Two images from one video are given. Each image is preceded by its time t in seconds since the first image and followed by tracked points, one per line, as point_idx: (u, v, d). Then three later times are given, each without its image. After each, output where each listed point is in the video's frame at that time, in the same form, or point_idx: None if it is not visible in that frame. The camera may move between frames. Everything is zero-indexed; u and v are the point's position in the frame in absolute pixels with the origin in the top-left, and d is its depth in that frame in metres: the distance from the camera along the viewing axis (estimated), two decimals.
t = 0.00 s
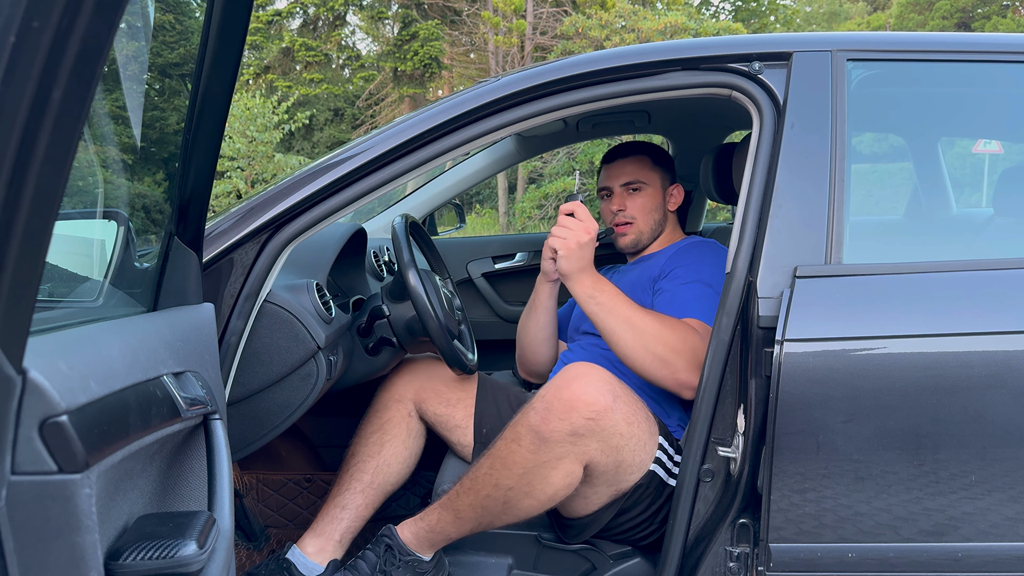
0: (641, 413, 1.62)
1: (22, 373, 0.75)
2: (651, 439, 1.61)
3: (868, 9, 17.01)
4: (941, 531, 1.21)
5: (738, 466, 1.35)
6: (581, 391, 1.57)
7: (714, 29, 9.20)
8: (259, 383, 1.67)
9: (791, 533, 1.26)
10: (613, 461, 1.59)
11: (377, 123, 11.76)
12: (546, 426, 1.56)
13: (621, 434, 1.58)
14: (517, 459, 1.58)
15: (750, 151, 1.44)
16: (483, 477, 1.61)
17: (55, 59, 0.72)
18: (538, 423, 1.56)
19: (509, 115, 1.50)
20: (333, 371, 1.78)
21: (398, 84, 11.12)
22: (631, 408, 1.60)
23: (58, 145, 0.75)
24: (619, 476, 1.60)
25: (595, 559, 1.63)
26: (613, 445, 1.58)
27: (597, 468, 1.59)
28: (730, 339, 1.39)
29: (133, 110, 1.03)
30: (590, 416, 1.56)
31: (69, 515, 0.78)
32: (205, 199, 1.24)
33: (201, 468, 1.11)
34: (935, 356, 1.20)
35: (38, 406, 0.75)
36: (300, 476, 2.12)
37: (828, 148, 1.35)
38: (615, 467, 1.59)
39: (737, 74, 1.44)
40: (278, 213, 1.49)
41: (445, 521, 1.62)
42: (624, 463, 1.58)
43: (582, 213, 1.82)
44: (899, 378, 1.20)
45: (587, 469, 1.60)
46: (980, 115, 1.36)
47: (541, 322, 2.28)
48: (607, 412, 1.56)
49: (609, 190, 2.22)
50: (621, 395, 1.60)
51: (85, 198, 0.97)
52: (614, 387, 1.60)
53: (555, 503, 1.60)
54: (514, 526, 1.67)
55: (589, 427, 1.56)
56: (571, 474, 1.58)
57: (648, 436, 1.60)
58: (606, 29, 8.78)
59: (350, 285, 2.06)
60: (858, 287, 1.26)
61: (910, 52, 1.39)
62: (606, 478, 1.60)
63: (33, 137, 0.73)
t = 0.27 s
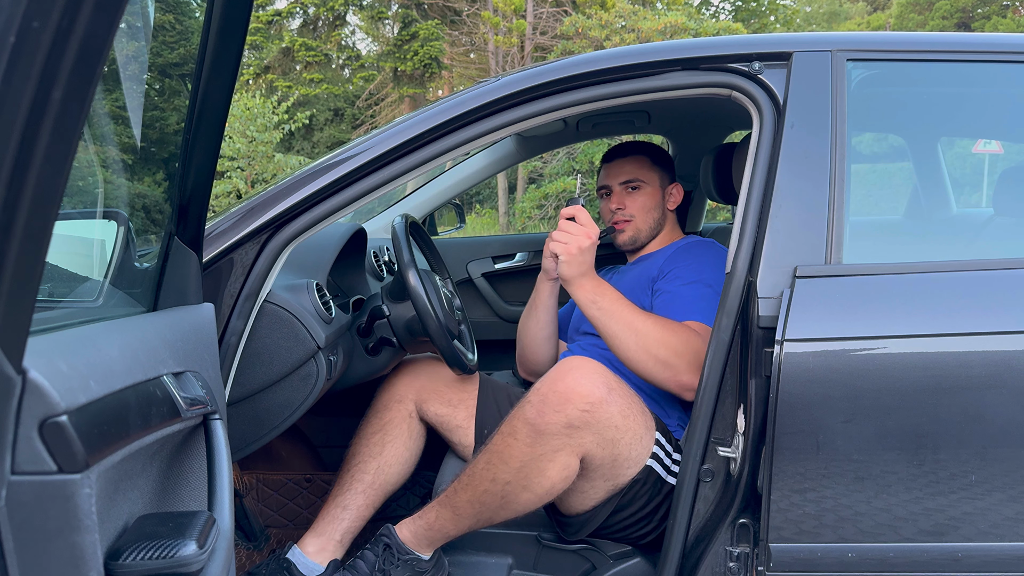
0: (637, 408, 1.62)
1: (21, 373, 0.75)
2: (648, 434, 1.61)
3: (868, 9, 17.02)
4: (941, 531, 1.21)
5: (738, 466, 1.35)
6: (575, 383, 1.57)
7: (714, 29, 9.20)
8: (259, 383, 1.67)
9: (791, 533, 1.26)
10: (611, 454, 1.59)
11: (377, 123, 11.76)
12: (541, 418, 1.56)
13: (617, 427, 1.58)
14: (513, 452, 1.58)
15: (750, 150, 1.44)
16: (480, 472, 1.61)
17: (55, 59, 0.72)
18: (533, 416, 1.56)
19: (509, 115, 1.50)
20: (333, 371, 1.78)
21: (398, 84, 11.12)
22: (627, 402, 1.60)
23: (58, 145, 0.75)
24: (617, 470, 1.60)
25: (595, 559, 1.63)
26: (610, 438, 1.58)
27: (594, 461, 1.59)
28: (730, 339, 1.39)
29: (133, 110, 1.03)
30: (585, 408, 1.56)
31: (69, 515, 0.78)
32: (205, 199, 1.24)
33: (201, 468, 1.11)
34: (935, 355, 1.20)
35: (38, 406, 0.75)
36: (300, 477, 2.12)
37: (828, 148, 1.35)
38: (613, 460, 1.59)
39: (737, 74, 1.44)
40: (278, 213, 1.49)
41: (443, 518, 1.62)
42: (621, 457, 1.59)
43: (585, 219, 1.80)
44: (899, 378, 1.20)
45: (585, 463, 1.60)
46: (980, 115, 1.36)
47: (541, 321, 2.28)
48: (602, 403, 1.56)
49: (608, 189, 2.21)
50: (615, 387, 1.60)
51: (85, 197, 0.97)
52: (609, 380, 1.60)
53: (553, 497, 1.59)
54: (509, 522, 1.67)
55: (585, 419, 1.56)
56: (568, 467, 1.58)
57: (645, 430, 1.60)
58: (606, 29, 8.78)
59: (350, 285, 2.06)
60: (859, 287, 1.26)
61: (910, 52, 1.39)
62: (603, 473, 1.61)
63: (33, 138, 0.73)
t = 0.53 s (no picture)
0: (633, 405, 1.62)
1: (22, 373, 0.75)
2: (647, 428, 1.61)
3: (868, 9, 17.01)
4: (941, 531, 1.21)
5: (738, 466, 1.35)
6: (574, 376, 1.56)
7: (714, 29, 9.20)
8: (259, 383, 1.67)
9: (791, 533, 1.26)
10: (610, 447, 1.59)
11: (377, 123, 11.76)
12: (541, 413, 1.56)
13: (617, 420, 1.58)
14: (513, 449, 1.58)
15: (750, 150, 1.44)
16: (480, 469, 1.61)
17: (55, 59, 0.72)
18: (533, 411, 1.56)
19: (509, 115, 1.50)
20: (333, 371, 1.78)
21: (398, 84, 11.12)
22: (626, 395, 1.60)
23: (58, 145, 0.75)
24: (617, 465, 1.61)
25: (595, 559, 1.63)
26: (609, 431, 1.58)
27: (594, 455, 1.59)
28: (730, 339, 1.38)
29: (133, 110, 1.03)
30: (584, 401, 1.56)
31: (69, 516, 0.78)
32: (206, 199, 1.24)
33: (201, 468, 1.11)
34: (935, 355, 1.20)
35: (38, 406, 0.75)
36: (300, 476, 2.12)
37: (828, 148, 1.35)
38: (613, 454, 1.59)
39: (737, 74, 1.44)
40: (278, 213, 1.49)
41: (444, 516, 1.62)
42: (621, 450, 1.59)
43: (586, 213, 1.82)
44: (899, 378, 1.20)
45: (585, 457, 1.60)
46: (980, 115, 1.36)
47: (540, 320, 2.28)
48: (601, 396, 1.56)
49: (607, 190, 2.21)
50: (613, 380, 1.60)
51: (85, 197, 0.97)
52: (608, 373, 1.61)
53: (553, 492, 1.60)
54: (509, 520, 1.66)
55: (585, 412, 1.56)
56: (568, 462, 1.58)
57: (645, 425, 1.61)
58: (606, 29, 8.78)
59: (350, 285, 2.06)
60: (859, 287, 1.26)
61: (910, 52, 1.39)
62: (604, 468, 1.61)
63: (34, 138, 0.73)
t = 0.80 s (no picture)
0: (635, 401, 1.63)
1: (22, 373, 0.75)
2: (644, 419, 1.62)
3: (868, 9, 17.01)
4: (941, 531, 1.21)
5: (738, 466, 1.35)
6: (571, 367, 1.57)
7: (714, 29, 9.20)
8: (259, 383, 1.67)
9: (791, 533, 1.26)
10: (608, 437, 1.59)
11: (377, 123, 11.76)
12: (538, 405, 1.56)
13: (614, 410, 1.58)
14: (512, 442, 1.57)
15: (750, 150, 1.44)
16: (479, 464, 1.60)
17: (55, 60, 0.72)
18: (530, 403, 1.56)
19: (510, 115, 1.50)
20: (333, 370, 1.78)
21: (398, 84, 11.11)
22: (622, 384, 1.61)
23: (58, 145, 0.75)
24: (616, 456, 1.61)
25: (595, 559, 1.64)
26: (607, 421, 1.58)
27: (592, 447, 1.59)
28: (730, 339, 1.38)
29: (133, 110, 1.03)
30: (582, 391, 1.56)
31: (69, 516, 0.78)
32: (206, 199, 1.24)
33: (201, 468, 1.11)
34: (935, 356, 1.20)
35: (38, 406, 0.76)
36: (300, 476, 2.10)
37: (828, 148, 1.35)
38: (611, 445, 1.60)
39: (737, 74, 1.44)
40: (279, 213, 1.49)
41: (444, 514, 1.61)
42: (620, 441, 1.60)
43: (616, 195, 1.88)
44: (899, 378, 1.20)
45: (584, 448, 1.60)
46: (980, 115, 1.36)
47: (540, 320, 2.29)
48: (598, 385, 1.57)
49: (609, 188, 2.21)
50: (610, 369, 1.61)
51: (85, 198, 0.97)
52: (605, 364, 1.61)
53: (553, 484, 1.59)
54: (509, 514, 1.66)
55: (584, 401, 1.56)
56: (567, 453, 1.57)
57: (643, 415, 1.62)
58: (606, 29, 8.78)
59: (350, 285, 2.06)
60: (858, 287, 1.26)
61: (910, 52, 1.39)
62: (603, 460, 1.62)
63: (34, 139, 0.73)
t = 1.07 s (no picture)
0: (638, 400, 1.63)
1: (22, 373, 0.75)
2: (651, 422, 1.61)
3: (868, 9, 17.01)
4: (941, 531, 1.21)
5: (738, 466, 1.35)
6: (578, 372, 1.56)
7: (714, 29, 9.20)
8: (259, 383, 1.67)
9: (791, 533, 1.26)
10: (615, 443, 1.59)
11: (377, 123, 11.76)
12: (545, 412, 1.55)
13: (622, 415, 1.58)
14: (518, 448, 1.57)
15: (750, 150, 1.44)
16: (484, 470, 1.60)
17: (55, 59, 0.72)
18: (537, 410, 1.56)
19: (510, 115, 1.50)
20: (333, 371, 1.78)
21: (398, 84, 11.11)
22: (630, 389, 1.61)
23: (58, 144, 0.75)
24: (622, 459, 1.61)
25: (595, 558, 1.64)
26: (614, 427, 1.58)
27: (598, 451, 1.60)
28: (730, 339, 1.38)
29: (133, 110, 1.03)
30: (590, 397, 1.56)
31: (70, 516, 0.78)
32: (206, 199, 1.24)
33: (201, 468, 1.11)
34: (935, 356, 1.20)
35: (38, 406, 0.76)
36: (300, 476, 2.11)
37: (828, 148, 1.35)
38: (618, 450, 1.59)
39: (737, 74, 1.44)
40: (279, 213, 1.49)
41: (447, 519, 1.60)
42: (627, 446, 1.59)
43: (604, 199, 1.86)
44: (899, 378, 1.20)
45: (589, 452, 1.60)
46: (981, 115, 1.36)
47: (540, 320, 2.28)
48: (606, 391, 1.57)
49: (611, 189, 2.21)
50: (617, 375, 1.61)
51: (85, 198, 0.97)
52: (613, 368, 1.61)
53: (559, 489, 1.59)
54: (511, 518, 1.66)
55: (592, 407, 1.56)
56: (574, 458, 1.57)
57: (648, 417, 1.61)
58: (606, 29, 8.78)
59: (350, 285, 2.06)
60: (858, 287, 1.26)
61: (910, 52, 1.39)
62: (609, 464, 1.61)
63: (34, 140, 0.73)
